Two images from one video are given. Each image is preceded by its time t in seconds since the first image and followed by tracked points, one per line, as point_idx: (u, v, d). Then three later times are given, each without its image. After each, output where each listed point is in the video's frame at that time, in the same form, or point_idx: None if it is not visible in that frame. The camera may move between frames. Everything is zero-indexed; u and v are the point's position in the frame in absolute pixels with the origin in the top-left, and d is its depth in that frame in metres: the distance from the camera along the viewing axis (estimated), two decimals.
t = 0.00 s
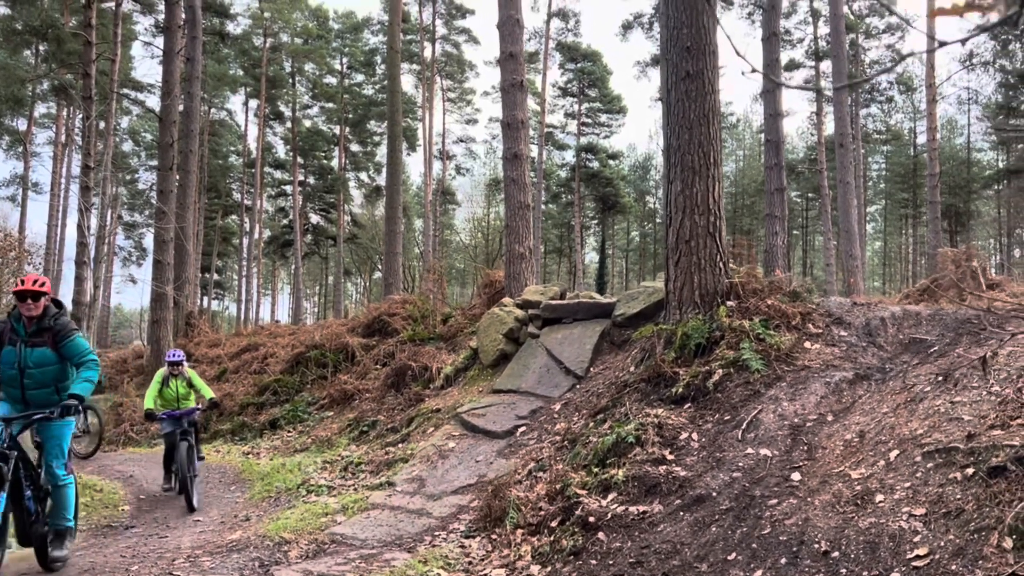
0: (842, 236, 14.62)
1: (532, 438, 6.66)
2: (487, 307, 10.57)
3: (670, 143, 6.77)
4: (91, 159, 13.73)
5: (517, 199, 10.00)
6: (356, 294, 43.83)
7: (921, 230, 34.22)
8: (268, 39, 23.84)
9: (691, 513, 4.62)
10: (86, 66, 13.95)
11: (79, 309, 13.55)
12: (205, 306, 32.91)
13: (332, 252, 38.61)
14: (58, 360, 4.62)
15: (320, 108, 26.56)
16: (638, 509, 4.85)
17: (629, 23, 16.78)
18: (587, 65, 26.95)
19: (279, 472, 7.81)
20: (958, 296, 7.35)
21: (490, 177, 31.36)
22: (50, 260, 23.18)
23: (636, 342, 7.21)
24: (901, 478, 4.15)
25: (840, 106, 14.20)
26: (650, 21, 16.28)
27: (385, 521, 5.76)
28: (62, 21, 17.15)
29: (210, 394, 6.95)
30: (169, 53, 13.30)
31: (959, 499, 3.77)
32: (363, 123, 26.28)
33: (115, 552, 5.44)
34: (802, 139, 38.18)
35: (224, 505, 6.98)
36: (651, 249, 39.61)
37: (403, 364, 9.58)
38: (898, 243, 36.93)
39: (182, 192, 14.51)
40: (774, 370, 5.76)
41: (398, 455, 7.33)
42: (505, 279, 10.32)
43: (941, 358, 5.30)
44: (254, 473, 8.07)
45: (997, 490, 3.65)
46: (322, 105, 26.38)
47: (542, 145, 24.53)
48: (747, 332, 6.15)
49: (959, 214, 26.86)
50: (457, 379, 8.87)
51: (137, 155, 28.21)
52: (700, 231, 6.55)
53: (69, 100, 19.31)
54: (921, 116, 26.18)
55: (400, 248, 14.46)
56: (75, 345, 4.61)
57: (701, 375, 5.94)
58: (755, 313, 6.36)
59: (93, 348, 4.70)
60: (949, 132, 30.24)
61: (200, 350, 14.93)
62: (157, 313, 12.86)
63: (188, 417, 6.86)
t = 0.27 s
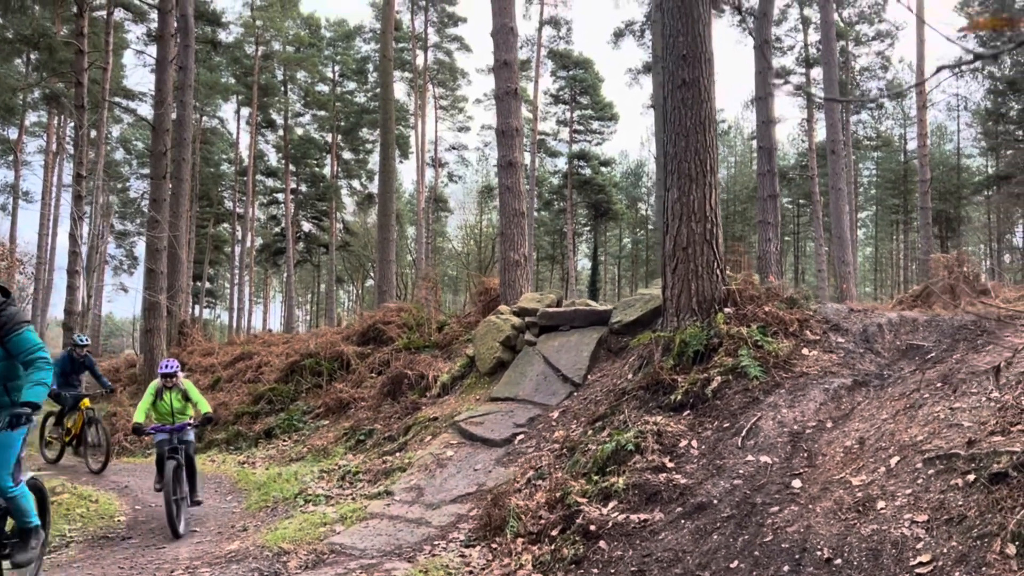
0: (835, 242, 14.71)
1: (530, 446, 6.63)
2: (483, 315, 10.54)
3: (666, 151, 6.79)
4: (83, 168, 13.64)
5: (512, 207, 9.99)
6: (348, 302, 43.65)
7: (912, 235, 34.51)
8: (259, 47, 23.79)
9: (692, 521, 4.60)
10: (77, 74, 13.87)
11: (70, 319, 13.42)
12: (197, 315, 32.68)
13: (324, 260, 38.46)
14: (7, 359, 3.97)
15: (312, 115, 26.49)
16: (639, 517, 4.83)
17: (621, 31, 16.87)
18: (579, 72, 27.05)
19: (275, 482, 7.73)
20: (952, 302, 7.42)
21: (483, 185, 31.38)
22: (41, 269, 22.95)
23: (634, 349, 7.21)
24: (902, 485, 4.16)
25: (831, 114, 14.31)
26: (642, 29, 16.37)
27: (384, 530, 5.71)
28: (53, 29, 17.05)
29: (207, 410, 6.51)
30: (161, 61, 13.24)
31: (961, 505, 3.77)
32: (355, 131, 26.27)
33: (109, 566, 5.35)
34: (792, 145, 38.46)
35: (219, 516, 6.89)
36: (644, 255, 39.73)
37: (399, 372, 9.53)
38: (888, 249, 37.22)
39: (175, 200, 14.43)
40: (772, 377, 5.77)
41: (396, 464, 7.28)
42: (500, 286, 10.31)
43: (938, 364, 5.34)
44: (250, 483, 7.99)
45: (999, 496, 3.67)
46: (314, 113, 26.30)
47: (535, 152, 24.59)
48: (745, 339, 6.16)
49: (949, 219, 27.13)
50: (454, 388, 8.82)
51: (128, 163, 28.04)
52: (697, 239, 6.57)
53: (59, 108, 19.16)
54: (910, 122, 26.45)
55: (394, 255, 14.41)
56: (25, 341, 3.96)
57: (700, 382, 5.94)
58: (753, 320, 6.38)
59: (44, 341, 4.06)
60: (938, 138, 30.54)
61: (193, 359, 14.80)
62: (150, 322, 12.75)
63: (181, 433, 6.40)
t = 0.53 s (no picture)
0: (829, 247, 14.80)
1: (530, 454, 6.62)
2: (480, 321, 10.52)
3: (663, 157, 6.82)
4: (76, 176, 13.55)
5: (508, 214, 9.99)
6: (341, 309, 43.50)
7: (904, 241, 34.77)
8: (253, 55, 23.75)
9: (693, 527, 4.59)
10: (71, 82, 13.81)
11: (64, 327, 13.31)
12: (189, 322, 32.48)
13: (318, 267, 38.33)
14: None
15: (306, 122, 26.42)
16: (640, 524, 4.82)
17: (614, 38, 16.95)
18: (572, 79, 27.14)
19: (273, 490, 7.68)
20: (946, 308, 7.49)
21: (476, 191, 31.40)
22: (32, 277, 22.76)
23: (632, 356, 7.23)
24: (902, 491, 4.17)
25: (824, 120, 14.43)
26: (635, 36, 16.45)
27: (384, 539, 5.67)
28: (45, 37, 16.96)
29: (194, 423, 6.07)
30: (156, 69, 13.20)
31: (963, 512, 3.79)
32: (349, 138, 26.24)
33: None
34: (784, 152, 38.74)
35: (216, 526, 6.83)
36: (637, 261, 39.86)
37: (396, 380, 9.49)
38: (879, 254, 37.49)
39: (169, 208, 14.37)
40: (772, 384, 5.79)
41: (395, 472, 7.24)
42: (497, 293, 10.30)
43: (936, 371, 5.37)
44: (247, 491, 7.93)
45: (1000, 502, 3.69)
46: (308, 120, 26.24)
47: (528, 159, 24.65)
48: (744, 345, 6.19)
49: (941, 225, 27.38)
50: (452, 395, 8.80)
51: (120, 171, 27.91)
52: (695, 246, 6.60)
53: (52, 116, 19.06)
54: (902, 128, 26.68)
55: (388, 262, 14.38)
56: None
57: (699, 389, 5.95)
58: (751, 326, 6.41)
59: None
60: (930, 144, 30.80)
61: (187, 367, 14.70)
62: (144, 330, 12.66)
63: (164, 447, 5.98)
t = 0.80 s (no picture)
0: (824, 252, 14.86)
1: (528, 459, 6.60)
2: (477, 327, 10.51)
3: (660, 163, 6.84)
4: (70, 181, 13.50)
5: (505, 219, 10.00)
6: (336, 314, 43.44)
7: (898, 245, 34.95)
8: (247, 60, 23.73)
9: (693, 533, 4.58)
10: (65, 87, 13.78)
11: (57, 333, 13.23)
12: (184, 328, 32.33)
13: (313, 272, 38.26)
14: None
15: (301, 128, 26.39)
16: (639, 529, 4.81)
17: (609, 44, 17.02)
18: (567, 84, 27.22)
19: (270, 497, 7.62)
20: (941, 313, 7.54)
21: (472, 196, 31.42)
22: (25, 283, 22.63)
23: (630, 361, 7.23)
24: (901, 496, 4.17)
25: (818, 125, 14.51)
26: (630, 42, 16.52)
27: (382, 545, 5.64)
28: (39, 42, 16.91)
29: (172, 433, 5.54)
30: (151, 74, 13.16)
31: (961, 516, 3.79)
32: (344, 143, 26.24)
33: None
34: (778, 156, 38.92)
35: (212, 533, 6.78)
36: (632, 265, 39.94)
37: (393, 386, 9.46)
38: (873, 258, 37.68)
39: (164, 214, 14.31)
40: (770, 389, 5.80)
41: (392, 478, 7.21)
42: (493, 298, 10.29)
43: (933, 375, 5.39)
44: (243, 498, 7.87)
45: (999, 506, 3.69)
46: (302, 126, 26.21)
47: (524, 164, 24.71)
48: (742, 350, 6.19)
49: (935, 229, 27.55)
50: (449, 400, 8.78)
51: (114, 176, 27.82)
52: (692, 251, 6.62)
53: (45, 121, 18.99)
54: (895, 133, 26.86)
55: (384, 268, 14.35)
56: None
57: (697, 394, 5.96)
58: (749, 331, 6.42)
59: None
60: (923, 149, 30.98)
61: (182, 373, 14.62)
62: (139, 336, 12.59)
63: (133, 460, 5.34)
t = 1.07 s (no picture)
0: (822, 254, 14.88)
1: (527, 462, 6.59)
2: (475, 330, 10.51)
3: (659, 166, 6.85)
4: (68, 184, 13.49)
5: (503, 222, 10.00)
6: (335, 317, 43.40)
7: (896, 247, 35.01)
8: (245, 63, 23.74)
9: (692, 535, 4.58)
10: (63, 90, 13.77)
11: (55, 337, 13.20)
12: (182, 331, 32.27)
13: (311, 275, 38.23)
14: None
15: (299, 130, 26.39)
16: (639, 532, 4.80)
17: (607, 47, 17.05)
18: (565, 87, 27.26)
19: (269, 500, 7.60)
20: (939, 316, 7.55)
21: (470, 199, 31.44)
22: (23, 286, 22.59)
23: (629, 364, 7.23)
24: (901, 498, 4.17)
25: (816, 128, 14.54)
26: (628, 44, 16.55)
27: (381, 548, 5.63)
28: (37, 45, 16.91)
29: (138, 437, 5.24)
30: (149, 77, 13.16)
31: (961, 518, 3.80)
32: (342, 145, 26.24)
33: None
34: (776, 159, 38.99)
35: (210, 536, 6.75)
36: (630, 268, 39.96)
37: (392, 388, 9.45)
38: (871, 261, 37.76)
39: (162, 216, 14.29)
40: (769, 391, 5.80)
41: (391, 481, 7.20)
42: (492, 301, 10.29)
43: (932, 378, 5.40)
44: (242, 501, 7.85)
45: (998, 508, 3.69)
46: (301, 128, 26.21)
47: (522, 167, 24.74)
48: (741, 353, 6.20)
49: (933, 232, 27.60)
50: (448, 403, 8.77)
51: (113, 179, 27.79)
52: (691, 254, 6.63)
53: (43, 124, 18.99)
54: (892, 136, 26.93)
55: (382, 271, 14.34)
56: None
57: (696, 397, 5.96)
58: (748, 334, 6.43)
59: None
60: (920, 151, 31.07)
61: (181, 376, 14.60)
62: (137, 339, 12.57)
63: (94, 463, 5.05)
